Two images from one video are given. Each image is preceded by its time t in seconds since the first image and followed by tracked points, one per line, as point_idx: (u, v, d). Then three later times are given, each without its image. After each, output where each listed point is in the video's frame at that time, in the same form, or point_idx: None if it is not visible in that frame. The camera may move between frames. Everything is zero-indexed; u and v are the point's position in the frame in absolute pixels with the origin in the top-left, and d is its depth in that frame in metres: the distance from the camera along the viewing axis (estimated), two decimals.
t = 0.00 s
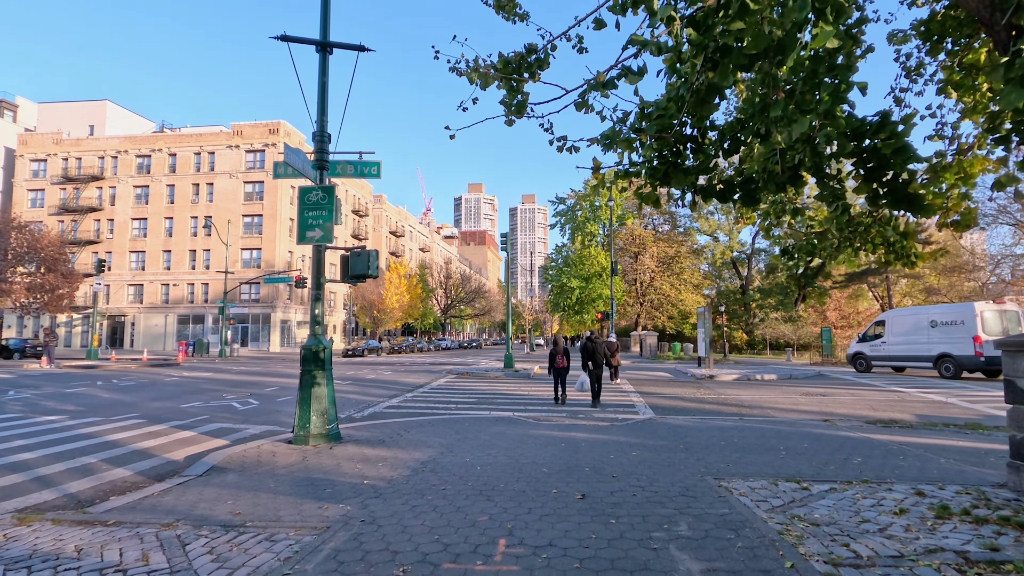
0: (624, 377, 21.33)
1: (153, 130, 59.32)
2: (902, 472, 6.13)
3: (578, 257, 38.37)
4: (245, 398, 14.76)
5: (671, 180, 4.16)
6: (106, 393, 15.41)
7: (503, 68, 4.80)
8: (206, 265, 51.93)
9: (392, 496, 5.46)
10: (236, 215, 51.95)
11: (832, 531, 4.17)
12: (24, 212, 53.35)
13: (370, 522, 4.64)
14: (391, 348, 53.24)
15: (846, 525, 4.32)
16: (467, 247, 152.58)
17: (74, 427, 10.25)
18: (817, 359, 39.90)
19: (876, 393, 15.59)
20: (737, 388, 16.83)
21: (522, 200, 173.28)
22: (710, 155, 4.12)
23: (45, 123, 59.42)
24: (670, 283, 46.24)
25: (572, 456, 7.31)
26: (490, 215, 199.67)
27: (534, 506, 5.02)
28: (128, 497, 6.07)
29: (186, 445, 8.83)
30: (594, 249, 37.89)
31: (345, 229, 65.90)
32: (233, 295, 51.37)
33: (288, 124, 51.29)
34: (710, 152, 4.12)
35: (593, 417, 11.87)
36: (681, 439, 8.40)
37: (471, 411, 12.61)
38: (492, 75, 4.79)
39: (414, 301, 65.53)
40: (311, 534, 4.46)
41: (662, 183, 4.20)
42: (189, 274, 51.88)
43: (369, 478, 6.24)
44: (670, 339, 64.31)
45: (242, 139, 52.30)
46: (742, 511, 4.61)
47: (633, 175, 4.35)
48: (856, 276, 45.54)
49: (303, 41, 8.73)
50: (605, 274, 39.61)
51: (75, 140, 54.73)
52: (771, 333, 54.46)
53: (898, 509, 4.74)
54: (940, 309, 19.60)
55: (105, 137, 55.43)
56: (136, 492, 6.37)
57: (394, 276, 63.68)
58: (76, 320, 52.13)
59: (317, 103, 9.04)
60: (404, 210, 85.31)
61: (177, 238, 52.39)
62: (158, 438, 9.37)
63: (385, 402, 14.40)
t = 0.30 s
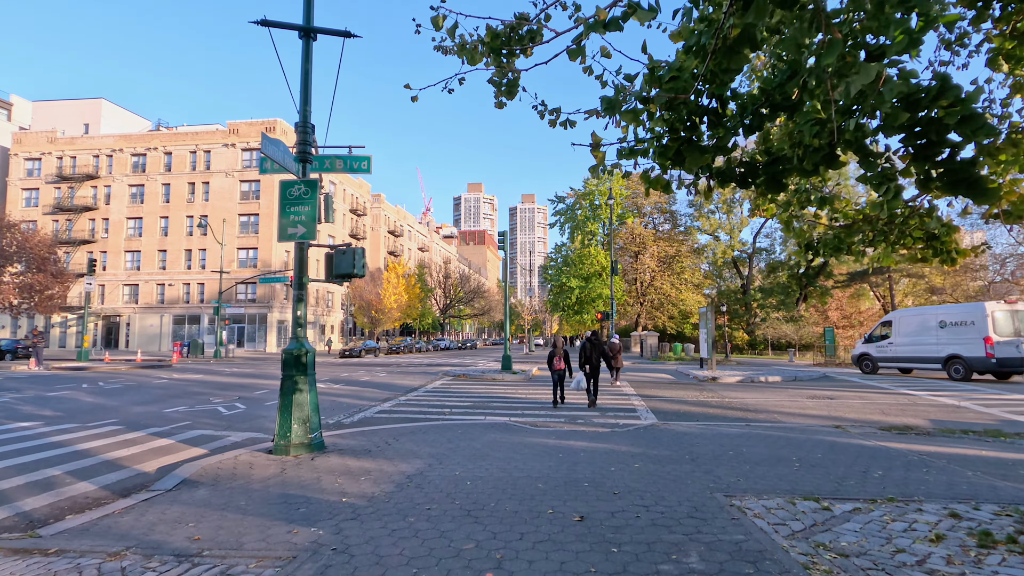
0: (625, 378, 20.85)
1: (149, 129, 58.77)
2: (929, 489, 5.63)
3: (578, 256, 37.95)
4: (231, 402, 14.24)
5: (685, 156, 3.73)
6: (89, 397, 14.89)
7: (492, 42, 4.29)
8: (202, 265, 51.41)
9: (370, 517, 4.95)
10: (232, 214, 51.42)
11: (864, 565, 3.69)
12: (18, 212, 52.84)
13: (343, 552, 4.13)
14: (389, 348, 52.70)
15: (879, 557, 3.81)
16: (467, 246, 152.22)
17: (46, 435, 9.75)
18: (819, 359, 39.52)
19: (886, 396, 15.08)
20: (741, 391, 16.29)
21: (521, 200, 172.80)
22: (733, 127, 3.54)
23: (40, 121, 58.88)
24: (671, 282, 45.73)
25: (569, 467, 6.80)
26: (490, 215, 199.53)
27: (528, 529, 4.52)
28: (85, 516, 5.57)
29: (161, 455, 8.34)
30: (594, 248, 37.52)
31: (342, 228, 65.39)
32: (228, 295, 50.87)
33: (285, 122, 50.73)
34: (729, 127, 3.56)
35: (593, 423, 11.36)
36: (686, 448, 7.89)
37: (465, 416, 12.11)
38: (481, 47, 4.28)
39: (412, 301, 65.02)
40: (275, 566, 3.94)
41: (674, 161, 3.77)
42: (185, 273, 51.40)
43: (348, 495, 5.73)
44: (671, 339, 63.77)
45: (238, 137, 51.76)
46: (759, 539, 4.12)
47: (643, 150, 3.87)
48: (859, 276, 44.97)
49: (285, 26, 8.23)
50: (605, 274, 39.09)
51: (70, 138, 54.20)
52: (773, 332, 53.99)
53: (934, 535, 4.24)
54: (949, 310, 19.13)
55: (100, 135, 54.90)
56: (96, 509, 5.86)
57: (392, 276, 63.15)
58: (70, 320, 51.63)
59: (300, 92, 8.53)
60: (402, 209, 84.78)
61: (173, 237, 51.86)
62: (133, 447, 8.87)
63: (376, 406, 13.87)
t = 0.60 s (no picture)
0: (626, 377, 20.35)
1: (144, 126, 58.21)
2: (966, 496, 5.14)
3: (577, 254, 37.36)
4: (218, 402, 13.68)
5: (713, 97, 3.28)
6: (72, 396, 14.38)
7: None
8: (198, 263, 50.85)
9: (349, 529, 4.45)
10: (227, 212, 50.86)
11: None
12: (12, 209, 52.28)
13: (315, 571, 3.64)
14: (387, 347, 52.15)
15: None
16: (466, 246, 151.68)
17: (18, 436, 9.24)
18: (822, 359, 38.93)
19: (896, 395, 14.59)
20: (747, 391, 15.76)
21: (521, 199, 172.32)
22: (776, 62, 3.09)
23: (34, 118, 58.29)
24: (670, 280, 45.20)
25: (569, 472, 6.29)
26: (489, 215, 198.99)
27: (525, 544, 4.03)
28: (37, 527, 5.06)
29: (135, 458, 7.83)
30: (594, 246, 36.95)
31: (340, 226, 64.86)
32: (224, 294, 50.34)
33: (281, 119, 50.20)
34: (771, 63, 3.10)
35: (593, 424, 10.85)
36: (694, 451, 7.38)
37: (460, 416, 11.61)
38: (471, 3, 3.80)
39: (410, 300, 64.47)
40: None
41: (701, 103, 3.31)
42: (180, 272, 50.86)
43: (328, 503, 5.22)
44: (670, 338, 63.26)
45: (234, 134, 51.25)
46: (787, 557, 3.63)
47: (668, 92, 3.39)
48: (861, 275, 44.55)
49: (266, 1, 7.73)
50: (606, 272, 38.58)
51: (64, 135, 53.62)
52: (774, 332, 53.53)
53: (983, 552, 3.75)
54: (960, 307, 18.66)
55: (94, 132, 54.34)
56: (52, 519, 5.35)
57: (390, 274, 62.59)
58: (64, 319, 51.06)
59: (284, 72, 8.03)
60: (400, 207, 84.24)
61: (168, 235, 51.28)
62: (106, 450, 8.35)
63: (368, 406, 13.35)
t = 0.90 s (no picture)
0: (628, 380, 19.84)
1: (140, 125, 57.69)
2: (1009, 519, 4.64)
3: (577, 254, 36.79)
4: (205, 406, 13.20)
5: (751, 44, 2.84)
6: (54, 400, 13.88)
7: None
8: (194, 263, 50.35)
9: (322, 560, 3.96)
10: (223, 211, 50.35)
11: None
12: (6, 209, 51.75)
13: None
14: (385, 348, 51.60)
15: None
16: (465, 246, 151.12)
17: None
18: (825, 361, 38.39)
19: (908, 399, 14.10)
20: (752, 394, 15.28)
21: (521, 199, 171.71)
22: None
23: (29, 117, 57.77)
24: (671, 281, 44.71)
25: (569, 488, 5.81)
26: (489, 215, 198.43)
27: None
28: None
29: (106, 470, 7.32)
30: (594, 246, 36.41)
31: (338, 226, 64.36)
32: (221, 294, 49.88)
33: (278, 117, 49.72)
34: None
35: (594, 430, 10.37)
36: (703, 463, 6.89)
37: (456, 422, 11.11)
38: None
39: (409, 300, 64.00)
40: None
41: (737, 50, 2.87)
42: (176, 272, 50.37)
43: (302, 526, 4.71)
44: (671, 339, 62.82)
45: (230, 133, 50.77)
46: None
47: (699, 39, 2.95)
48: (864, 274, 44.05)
49: None
50: (606, 272, 38.10)
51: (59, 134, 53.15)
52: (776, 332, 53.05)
53: None
54: (970, 308, 18.19)
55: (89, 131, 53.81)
56: (2, 541, 4.86)
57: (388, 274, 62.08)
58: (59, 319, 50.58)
59: (265, 58, 7.55)
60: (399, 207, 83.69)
61: (164, 235, 50.76)
62: (77, 461, 7.84)
63: (361, 410, 12.87)
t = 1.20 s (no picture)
0: (627, 379, 19.36)
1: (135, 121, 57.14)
2: None
3: (576, 252, 36.28)
4: (187, 407, 12.72)
5: None
6: (31, 401, 13.38)
7: None
8: (188, 262, 49.84)
9: None
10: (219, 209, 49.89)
11: None
12: None
13: None
14: (381, 348, 51.05)
15: None
16: (464, 245, 150.62)
17: None
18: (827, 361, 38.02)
19: (916, 400, 13.62)
20: (755, 395, 14.80)
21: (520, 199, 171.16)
22: None
23: (22, 114, 57.22)
24: (671, 279, 44.28)
25: (561, 499, 5.30)
26: (488, 214, 197.88)
27: None
28: None
29: (66, 477, 6.83)
30: (593, 244, 35.93)
31: (335, 224, 63.83)
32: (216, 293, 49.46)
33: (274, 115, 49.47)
34: None
35: (591, 434, 9.88)
36: (706, 470, 6.39)
37: (446, 425, 10.62)
38: None
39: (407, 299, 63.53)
40: None
41: None
42: (171, 270, 49.87)
43: (261, 544, 4.20)
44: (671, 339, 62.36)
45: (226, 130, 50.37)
46: None
47: None
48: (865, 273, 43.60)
49: None
50: (605, 271, 37.64)
51: (52, 131, 52.60)
52: (777, 332, 52.56)
53: None
54: (978, 306, 17.69)
55: (84, 127, 53.26)
56: None
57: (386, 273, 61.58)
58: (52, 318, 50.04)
59: (238, 37, 7.07)
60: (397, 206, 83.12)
61: (159, 233, 50.23)
62: (38, 467, 7.34)
63: (349, 412, 12.36)
